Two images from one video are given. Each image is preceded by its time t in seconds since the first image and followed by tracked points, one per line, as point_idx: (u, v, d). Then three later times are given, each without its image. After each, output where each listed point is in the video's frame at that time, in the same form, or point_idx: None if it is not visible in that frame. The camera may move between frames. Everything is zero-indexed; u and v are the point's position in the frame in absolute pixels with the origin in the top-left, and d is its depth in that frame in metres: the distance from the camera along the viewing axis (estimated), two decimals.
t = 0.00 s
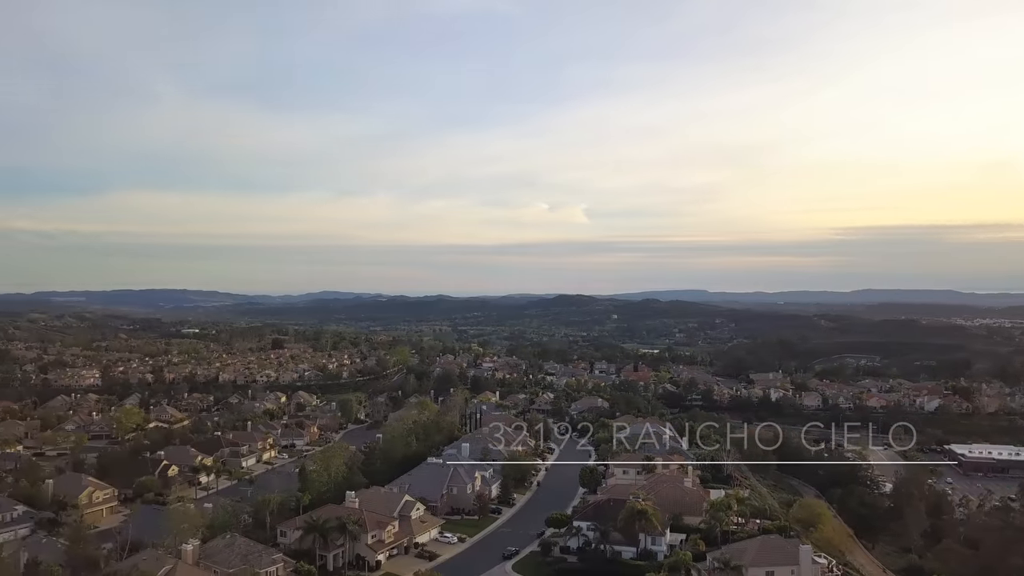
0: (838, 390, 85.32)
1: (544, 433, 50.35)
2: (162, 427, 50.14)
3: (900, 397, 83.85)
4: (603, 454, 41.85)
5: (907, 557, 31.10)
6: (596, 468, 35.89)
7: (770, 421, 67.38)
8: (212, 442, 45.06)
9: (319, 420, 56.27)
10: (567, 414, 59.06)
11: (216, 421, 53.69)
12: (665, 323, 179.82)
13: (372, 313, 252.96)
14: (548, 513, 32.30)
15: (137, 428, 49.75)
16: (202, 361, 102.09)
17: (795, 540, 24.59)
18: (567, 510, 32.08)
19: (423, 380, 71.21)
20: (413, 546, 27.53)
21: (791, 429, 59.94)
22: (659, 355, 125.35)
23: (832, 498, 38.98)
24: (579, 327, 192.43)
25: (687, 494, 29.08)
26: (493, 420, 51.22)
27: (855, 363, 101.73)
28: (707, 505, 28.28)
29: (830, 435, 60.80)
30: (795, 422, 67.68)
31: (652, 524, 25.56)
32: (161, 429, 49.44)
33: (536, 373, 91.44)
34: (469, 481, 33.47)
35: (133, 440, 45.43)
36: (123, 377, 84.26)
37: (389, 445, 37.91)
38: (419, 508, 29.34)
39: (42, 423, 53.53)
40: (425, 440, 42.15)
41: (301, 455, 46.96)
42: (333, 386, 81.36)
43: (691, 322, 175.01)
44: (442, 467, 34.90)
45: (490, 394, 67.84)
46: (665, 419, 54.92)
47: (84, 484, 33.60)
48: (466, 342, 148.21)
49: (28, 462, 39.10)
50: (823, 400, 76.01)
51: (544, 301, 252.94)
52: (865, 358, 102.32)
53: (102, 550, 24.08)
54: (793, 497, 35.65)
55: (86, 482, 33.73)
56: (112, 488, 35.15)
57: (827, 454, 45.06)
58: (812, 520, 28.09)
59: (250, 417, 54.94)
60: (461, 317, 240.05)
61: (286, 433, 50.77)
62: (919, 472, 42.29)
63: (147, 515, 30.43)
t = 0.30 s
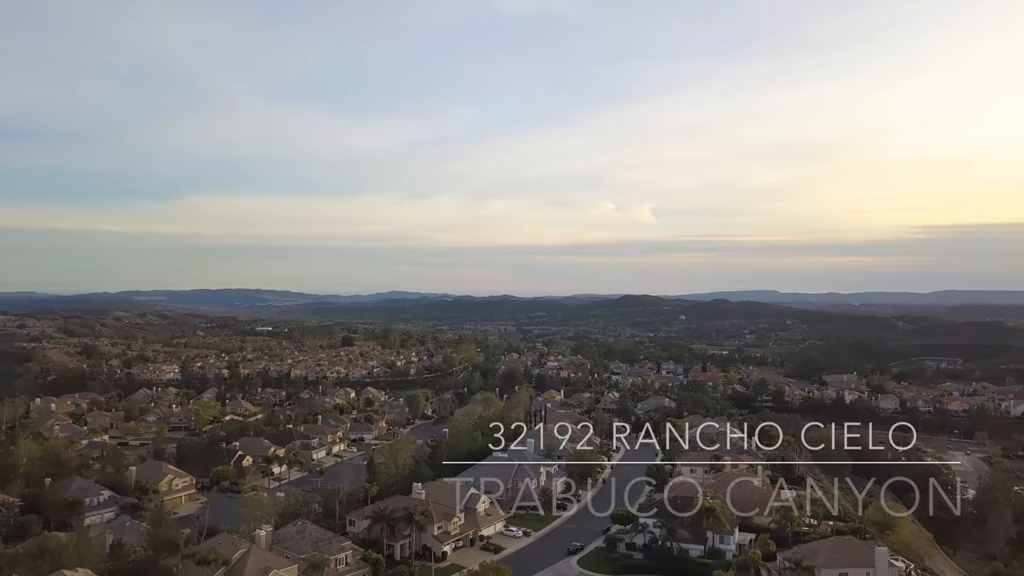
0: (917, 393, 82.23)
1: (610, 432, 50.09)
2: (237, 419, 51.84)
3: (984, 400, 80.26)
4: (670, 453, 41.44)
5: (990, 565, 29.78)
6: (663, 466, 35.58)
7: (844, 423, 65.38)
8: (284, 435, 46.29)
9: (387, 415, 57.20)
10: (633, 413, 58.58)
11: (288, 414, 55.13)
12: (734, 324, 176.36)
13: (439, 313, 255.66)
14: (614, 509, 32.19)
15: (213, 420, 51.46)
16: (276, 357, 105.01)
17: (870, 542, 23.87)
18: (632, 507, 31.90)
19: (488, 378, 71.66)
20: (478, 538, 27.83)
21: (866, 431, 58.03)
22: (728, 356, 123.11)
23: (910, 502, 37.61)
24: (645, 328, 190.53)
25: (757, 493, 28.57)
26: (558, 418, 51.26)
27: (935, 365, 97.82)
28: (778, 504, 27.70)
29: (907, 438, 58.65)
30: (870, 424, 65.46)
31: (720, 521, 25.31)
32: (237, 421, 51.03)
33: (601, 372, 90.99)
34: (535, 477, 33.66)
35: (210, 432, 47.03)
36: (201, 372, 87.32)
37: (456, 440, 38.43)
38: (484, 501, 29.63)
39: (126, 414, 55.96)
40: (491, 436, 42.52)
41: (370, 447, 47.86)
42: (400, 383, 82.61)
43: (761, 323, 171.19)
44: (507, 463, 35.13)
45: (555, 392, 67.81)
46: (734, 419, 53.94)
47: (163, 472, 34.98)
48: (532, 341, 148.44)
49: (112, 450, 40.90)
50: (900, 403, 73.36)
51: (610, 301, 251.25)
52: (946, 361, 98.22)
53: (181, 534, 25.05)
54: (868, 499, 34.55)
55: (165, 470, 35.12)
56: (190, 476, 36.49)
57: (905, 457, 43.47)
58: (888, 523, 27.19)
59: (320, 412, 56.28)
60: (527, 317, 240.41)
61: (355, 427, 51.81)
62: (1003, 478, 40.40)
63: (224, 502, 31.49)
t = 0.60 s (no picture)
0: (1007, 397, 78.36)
1: (680, 432, 49.50)
2: (311, 413, 53.21)
3: None
4: (742, 454, 40.75)
5: None
6: (734, 466, 35.01)
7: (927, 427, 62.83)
8: (357, 429, 47.29)
9: (456, 411, 57.82)
10: (704, 414, 57.69)
11: (360, 410, 56.25)
12: (810, 326, 171.48)
13: (507, 314, 256.72)
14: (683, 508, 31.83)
15: (289, 414, 52.93)
16: (349, 355, 107.36)
17: (954, 547, 22.93)
18: (703, 506, 31.49)
19: (556, 376, 71.62)
20: (546, 533, 27.88)
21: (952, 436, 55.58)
22: (803, 358, 119.90)
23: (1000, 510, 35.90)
24: (717, 329, 187.10)
25: (834, 495, 27.81)
26: (627, 417, 50.95)
27: None
28: (856, 507, 26.91)
29: (996, 445, 55.96)
30: (956, 429, 62.68)
31: (794, 522, 24.73)
32: (311, 415, 52.35)
33: (671, 373, 89.78)
34: (604, 474, 33.66)
35: (286, 425, 48.38)
36: (277, 368, 89.86)
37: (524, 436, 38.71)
38: (553, 496, 29.68)
39: (207, 406, 58.12)
40: (559, 433, 42.59)
41: (439, 442, 48.47)
42: (469, 380, 83.29)
43: (838, 325, 165.97)
44: (575, 462, 35.11)
45: (624, 392, 67.29)
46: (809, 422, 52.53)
47: (241, 462, 36.15)
48: (601, 342, 147.55)
49: (194, 440, 42.51)
50: (989, 408, 70.03)
51: (680, 302, 247.53)
52: None
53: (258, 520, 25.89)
54: (951, 503, 33.16)
55: (244, 460, 36.30)
56: (266, 467, 37.62)
57: (994, 462, 41.50)
58: (974, 530, 26.04)
59: (391, 407, 57.28)
60: (595, 317, 239.08)
61: (425, 422, 52.55)
62: None
63: (298, 491, 32.39)
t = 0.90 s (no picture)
0: None
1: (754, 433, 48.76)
2: (383, 409, 54.27)
3: None
4: (820, 454, 39.80)
5: None
6: (811, 467, 34.16)
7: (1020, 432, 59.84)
8: (428, 425, 47.94)
9: (524, 409, 57.98)
10: (779, 415, 56.40)
11: (430, 406, 56.96)
12: (892, 328, 165.21)
13: (576, 314, 255.95)
14: (757, 508, 31.30)
15: (362, 409, 54.04)
16: (420, 353, 108.85)
17: None
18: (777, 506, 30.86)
19: (626, 377, 71.11)
20: (615, 529, 27.76)
21: None
22: (884, 361, 115.64)
23: None
24: (792, 331, 182.27)
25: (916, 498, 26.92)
26: (698, 417, 50.36)
27: None
28: (941, 511, 25.97)
29: None
30: None
31: (874, 525, 24.01)
32: (383, 410, 53.36)
33: (745, 374, 88.03)
34: (674, 472, 33.50)
35: (359, 419, 49.38)
36: (350, 365, 91.86)
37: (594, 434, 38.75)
38: (622, 492, 29.53)
39: (283, 401, 59.83)
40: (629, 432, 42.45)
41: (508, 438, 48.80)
42: (538, 379, 83.43)
43: (923, 328, 159.25)
44: (645, 460, 34.81)
45: (696, 393, 66.34)
46: (890, 425, 50.82)
47: (316, 454, 37.03)
48: (672, 343, 145.73)
49: (272, 432, 43.85)
50: None
51: (754, 304, 241.97)
52: None
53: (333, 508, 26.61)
54: None
55: (318, 452, 37.19)
56: (340, 459, 38.45)
57: None
58: None
59: (461, 404, 57.92)
60: (666, 319, 235.91)
61: (495, 419, 52.92)
62: None
63: (371, 482, 33.04)
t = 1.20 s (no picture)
0: None
1: (813, 433, 47.85)
2: (437, 405, 54.75)
3: None
4: (882, 455, 38.81)
5: None
6: (873, 468, 33.30)
7: None
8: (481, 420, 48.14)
9: (577, 407, 57.76)
10: (839, 416, 55.03)
11: (483, 402, 57.24)
12: (959, 330, 159.59)
13: (629, 316, 254.08)
14: (816, 507, 30.67)
15: (415, 404, 54.55)
16: (472, 351, 109.32)
17: None
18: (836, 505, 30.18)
19: (680, 377, 70.25)
20: (671, 526, 27.53)
21: None
22: (950, 363, 111.83)
23: None
24: (853, 333, 177.65)
25: (985, 500, 25.95)
26: (754, 417, 49.61)
27: None
28: (1011, 513, 24.95)
29: None
30: None
31: (940, 525, 23.21)
32: (436, 406, 53.79)
33: (803, 375, 86.16)
34: (730, 469, 33.20)
35: (413, 414, 49.83)
36: (404, 363, 92.89)
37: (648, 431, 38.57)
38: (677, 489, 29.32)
39: (339, 396, 60.82)
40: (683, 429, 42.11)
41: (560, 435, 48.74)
42: (591, 378, 83.04)
43: (992, 331, 153.46)
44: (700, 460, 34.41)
45: (752, 393, 65.22)
46: (957, 427, 49.18)
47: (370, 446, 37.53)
48: (727, 344, 143.43)
49: (328, 426, 44.57)
50: None
51: (813, 305, 236.61)
52: None
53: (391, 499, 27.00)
54: None
55: (373, 445, 37.68)
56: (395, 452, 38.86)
57: None
58: None
59: (514, 401, 58.06)
60: (721, 320, 232.38)
61: (547, 416, 52.87)
62: None
63: (426, 475, 33.34)
